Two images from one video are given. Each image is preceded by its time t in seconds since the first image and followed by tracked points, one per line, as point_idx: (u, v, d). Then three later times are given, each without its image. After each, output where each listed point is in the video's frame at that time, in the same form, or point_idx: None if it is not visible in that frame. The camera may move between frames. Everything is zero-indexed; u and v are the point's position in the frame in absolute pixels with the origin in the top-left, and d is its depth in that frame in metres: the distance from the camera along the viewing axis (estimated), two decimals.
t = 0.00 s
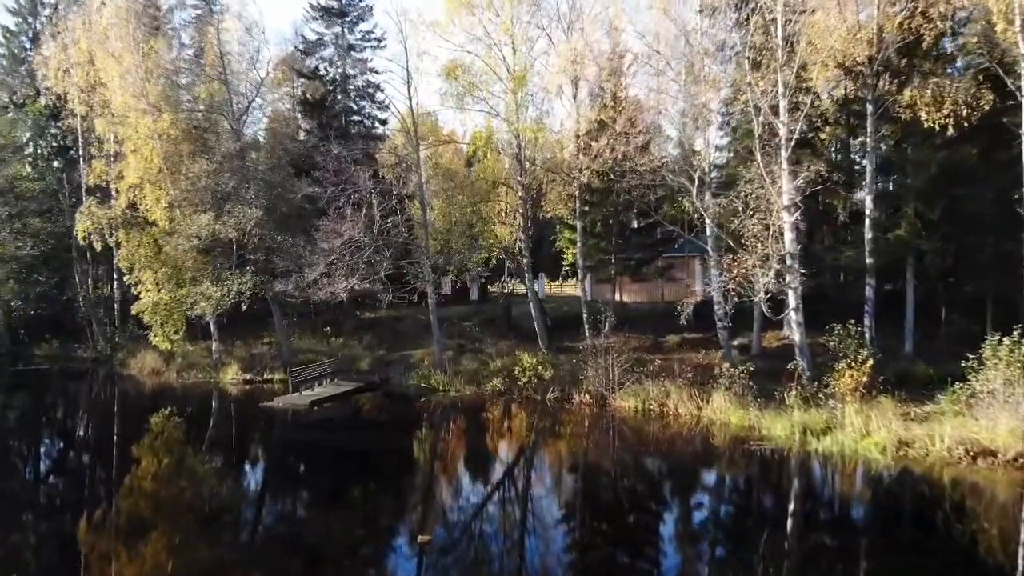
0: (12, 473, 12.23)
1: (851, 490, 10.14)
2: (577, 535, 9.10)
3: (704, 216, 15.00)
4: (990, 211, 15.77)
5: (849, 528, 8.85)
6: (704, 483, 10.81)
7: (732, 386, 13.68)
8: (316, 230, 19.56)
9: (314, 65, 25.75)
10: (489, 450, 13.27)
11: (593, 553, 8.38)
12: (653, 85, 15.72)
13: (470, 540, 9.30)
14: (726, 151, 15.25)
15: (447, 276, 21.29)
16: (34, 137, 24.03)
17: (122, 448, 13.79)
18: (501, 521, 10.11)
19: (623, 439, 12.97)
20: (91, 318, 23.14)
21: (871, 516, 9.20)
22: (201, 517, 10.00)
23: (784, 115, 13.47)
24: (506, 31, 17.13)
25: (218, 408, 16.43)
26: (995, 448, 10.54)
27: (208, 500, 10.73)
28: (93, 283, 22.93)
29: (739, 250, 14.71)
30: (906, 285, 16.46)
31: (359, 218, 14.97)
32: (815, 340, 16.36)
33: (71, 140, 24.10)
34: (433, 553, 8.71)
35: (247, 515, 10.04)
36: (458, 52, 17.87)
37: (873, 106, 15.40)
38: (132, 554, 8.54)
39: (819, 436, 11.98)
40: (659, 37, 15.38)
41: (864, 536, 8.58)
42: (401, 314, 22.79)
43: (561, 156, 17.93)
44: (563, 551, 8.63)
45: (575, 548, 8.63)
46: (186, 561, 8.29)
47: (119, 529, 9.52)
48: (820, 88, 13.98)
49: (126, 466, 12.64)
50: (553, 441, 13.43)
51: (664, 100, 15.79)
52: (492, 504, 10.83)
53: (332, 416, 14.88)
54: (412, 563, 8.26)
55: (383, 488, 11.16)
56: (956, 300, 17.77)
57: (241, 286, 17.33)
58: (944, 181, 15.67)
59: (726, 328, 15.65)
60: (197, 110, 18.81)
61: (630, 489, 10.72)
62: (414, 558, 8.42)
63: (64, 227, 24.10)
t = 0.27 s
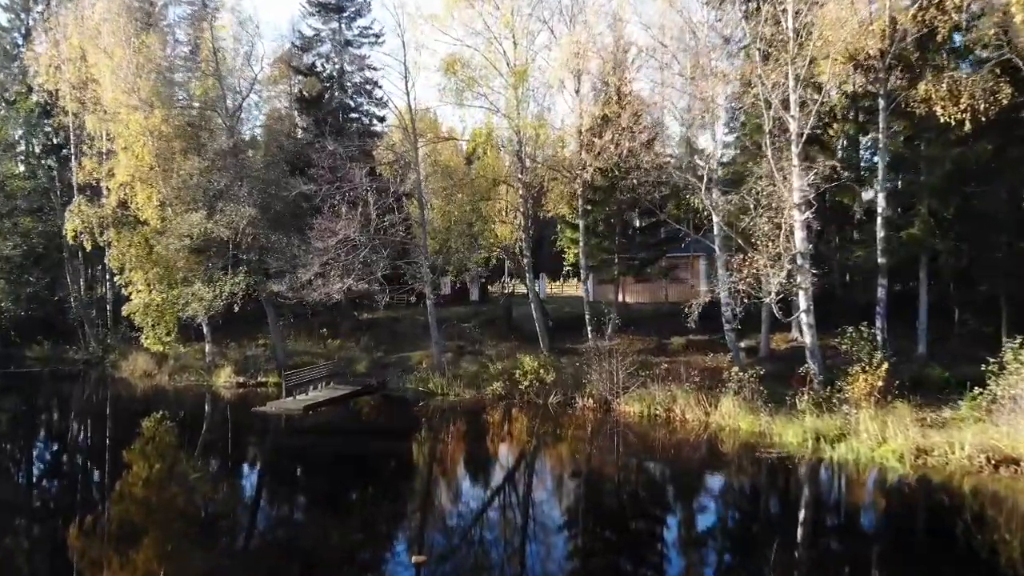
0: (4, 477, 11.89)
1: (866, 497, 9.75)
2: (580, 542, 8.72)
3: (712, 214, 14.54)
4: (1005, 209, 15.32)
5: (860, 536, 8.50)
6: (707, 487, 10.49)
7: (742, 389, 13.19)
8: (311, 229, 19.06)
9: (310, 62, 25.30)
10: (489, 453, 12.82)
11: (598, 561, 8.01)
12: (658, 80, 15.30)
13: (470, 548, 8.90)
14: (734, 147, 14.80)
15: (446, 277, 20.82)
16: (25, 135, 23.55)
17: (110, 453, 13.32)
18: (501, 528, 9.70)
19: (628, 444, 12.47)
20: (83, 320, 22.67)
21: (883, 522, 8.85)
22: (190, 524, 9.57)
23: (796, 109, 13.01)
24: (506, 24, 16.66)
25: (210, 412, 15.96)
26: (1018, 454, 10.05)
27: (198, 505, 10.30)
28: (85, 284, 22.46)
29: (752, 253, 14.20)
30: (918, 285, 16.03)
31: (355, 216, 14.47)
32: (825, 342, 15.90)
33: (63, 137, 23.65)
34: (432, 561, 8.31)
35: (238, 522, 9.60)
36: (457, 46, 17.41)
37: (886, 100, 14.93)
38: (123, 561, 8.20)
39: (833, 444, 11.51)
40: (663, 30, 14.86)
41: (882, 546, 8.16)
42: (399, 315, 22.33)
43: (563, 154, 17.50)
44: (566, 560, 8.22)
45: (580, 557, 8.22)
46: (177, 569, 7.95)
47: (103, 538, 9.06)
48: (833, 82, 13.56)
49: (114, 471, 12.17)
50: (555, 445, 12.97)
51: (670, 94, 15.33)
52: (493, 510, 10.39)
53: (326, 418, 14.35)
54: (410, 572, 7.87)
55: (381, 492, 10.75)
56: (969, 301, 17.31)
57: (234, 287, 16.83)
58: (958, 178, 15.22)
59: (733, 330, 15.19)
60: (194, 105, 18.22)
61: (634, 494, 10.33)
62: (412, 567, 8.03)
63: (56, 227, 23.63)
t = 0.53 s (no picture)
0: None
1: (879, 504, 9.40)
2: (581, 551, 8.38)
3: (719, 213, 14.07)
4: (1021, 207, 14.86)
5: (868, 544, 8.21)
6: (710, 490, 10.22)
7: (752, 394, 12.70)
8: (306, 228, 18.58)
9: (307, 58, 24.80)
10: (490, 458, 12.38)
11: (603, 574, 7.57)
12: (663, 73, 14.83)
13: (468, 558, 8.46)
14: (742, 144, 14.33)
15: (445, 277, 20.34)
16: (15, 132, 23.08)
17: (97, 458, 12.86)
18: (501, 535, 9.33)
19: (634, 451, 11.95)
20: (74, 321, 22.19)
21: (894, 529, 8.55)
22: (178, 531, 9.13)
23: (807, 103, 12.55)
24: (506, 18, 16.18)
25: (202, 416, 15.49)
26: None
27: (187, 512, 9.85)
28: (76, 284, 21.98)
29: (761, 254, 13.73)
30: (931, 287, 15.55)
31: (350, 215, 13.99)
32: (836, 344, 15.44)
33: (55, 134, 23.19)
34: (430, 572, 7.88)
35: (228, 529, 9.15)
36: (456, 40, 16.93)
37: (898, 95, 14.45)
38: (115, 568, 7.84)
39: (847, 452, 11.02)
40: (669, 21, 14.41)
41: (903, 560, 7.70)
42: (397, 316, 21.86)
43: (565, 150, 17.04)
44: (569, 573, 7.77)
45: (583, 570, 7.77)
46: None
47: (84, 546, 8.61)
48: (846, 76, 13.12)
49: (101, 477, 11.72)
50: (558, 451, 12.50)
51: (676, 89, 14.88)
52: (493, 517, 9.98)
53: (321, 422, 13.85)
54: None
55: (379, 497, 10.35)
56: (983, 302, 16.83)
57: (227, 288, 16.36)
58: (973, 176, 14.75)
59: (741, 333, 14.71)
60: (186, 102, 17.79)
61: (638, 500, 9.95)
62: None
63: (47, 226, 23.16)
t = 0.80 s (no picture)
0: None
1: (892, 509, 9.14)
2: (583, 558, 8.06)
3: (727, 210, 13.58)
4: None
5: (877, 551, 8.01)
6: (713, 491, 10.05)
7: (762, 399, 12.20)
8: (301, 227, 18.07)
9: (303, 53, 24.31)
10: (490, 460, 12.03)
11: None
12: (670, 67, 14.41)
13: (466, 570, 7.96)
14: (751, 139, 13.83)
15: (444, 277, 19.85)
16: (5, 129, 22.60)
17: (83, 463, 12.37)
18: (502, 541, 8.97)
19: (638, 458, 11.44)
20: (65, 322, 21.69)
21: (908, 536, 8.34)
22: (164, 541, 8.65)
23: (819, 96, 12.05)
24: (506, 10, 15.70)
25: (193, 420, 15.00)
26: None
27: (172, 521, 9.36)
28: (66, 284, 21.48)
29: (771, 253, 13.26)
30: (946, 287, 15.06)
31: (345, 213, 13.51)
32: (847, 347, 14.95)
33: (46, 132, 22.72)
34: None
35: (216, 539, 8.66)
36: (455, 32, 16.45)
37: (912, 90, 13.98)
38: None
39: (863, 459, 10.54)
40: (675, 13, 13.94)
41: None
42: (395, 317, 21.39)
43: (567, 147, 16.56)
44: None
45: None
46: None
47: (64, 557, 8.13)
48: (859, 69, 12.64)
49: (85, 484, 11.23)
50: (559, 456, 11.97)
51: (682, 83, 14.39)
52: (493, 523, 9.59)
53: (315, 427, 13.37)
54: None
55: (373, 505, 9.88)
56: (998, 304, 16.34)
57: (219, 289, 15.88)
58: (990, 173, 14.27)
59: (749, 335, 14.22)
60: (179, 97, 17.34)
61: (643, 505, 9.60)
62: None
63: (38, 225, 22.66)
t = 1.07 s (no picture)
0: None
1: (903, 515, 8.79)
2: (584, 565, 7.76)
3: (736, 208, 13.11)
4: None
5: (898, 564, 7.55)
6: (714, 493, 9.87)
7: (773, 404, 11.73)
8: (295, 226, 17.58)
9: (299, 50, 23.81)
10: (490, 462, 11.77)
11: None
12: (673, 61, 14.05)
13: None
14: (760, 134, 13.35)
15: (443, 278, 19.37)
16: None
17: (67, 469, 11.91)
18: (503, 548, 8.69)
19: (644, 466, 10.94)
20: (56, 324, 21.22)
21: (920, 545, 7.96)
22: (149, 552, 8.17)
23: (832, 88, 11.58)
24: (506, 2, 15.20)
25: (184, 424, 14.51)
26: None
27: (155, 530, 8.90)
28: (57, 285, 21.00)
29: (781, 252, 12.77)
30: (960, 288, 14.60)
31: (339, 211, 13.02)
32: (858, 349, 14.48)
33: (36, 129, 22.24)
34: None
35: (203, 551, 8.17)
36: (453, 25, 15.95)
37: (926, 84, 13.51)
38: None
39: (880, 468, 10.09)
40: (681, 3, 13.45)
41: None
42: (393, 318, 20.92)
43: (569, 143, 16.09)
44: None
45: None
46: None
47: (41, 571, 7.65)
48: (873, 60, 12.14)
49: (67, 490, 10.78)
50: (561, 462, 11.50)
51: (689, 76, 13.92)
52: (492, 530, 9.24)
53: (309, 432, 12.90)
54: None
55: (367, 513, 9.42)
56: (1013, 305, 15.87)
57: (210, 289, 15.39)
58: (1007, 169, 13.80)
59: (758, 337, 13.75)
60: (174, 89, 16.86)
61: (645, 512, 9.23)
62: None
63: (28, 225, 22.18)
